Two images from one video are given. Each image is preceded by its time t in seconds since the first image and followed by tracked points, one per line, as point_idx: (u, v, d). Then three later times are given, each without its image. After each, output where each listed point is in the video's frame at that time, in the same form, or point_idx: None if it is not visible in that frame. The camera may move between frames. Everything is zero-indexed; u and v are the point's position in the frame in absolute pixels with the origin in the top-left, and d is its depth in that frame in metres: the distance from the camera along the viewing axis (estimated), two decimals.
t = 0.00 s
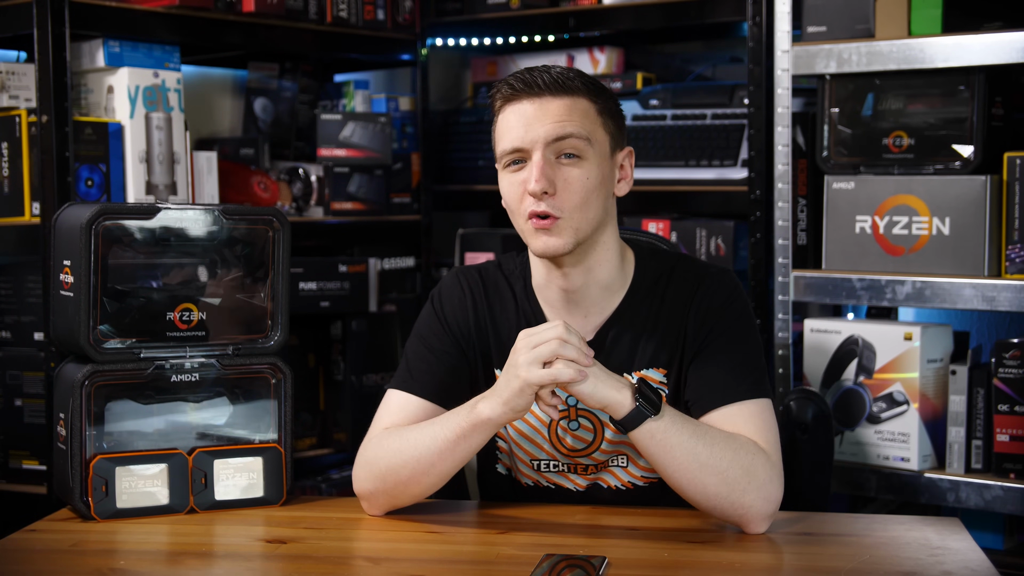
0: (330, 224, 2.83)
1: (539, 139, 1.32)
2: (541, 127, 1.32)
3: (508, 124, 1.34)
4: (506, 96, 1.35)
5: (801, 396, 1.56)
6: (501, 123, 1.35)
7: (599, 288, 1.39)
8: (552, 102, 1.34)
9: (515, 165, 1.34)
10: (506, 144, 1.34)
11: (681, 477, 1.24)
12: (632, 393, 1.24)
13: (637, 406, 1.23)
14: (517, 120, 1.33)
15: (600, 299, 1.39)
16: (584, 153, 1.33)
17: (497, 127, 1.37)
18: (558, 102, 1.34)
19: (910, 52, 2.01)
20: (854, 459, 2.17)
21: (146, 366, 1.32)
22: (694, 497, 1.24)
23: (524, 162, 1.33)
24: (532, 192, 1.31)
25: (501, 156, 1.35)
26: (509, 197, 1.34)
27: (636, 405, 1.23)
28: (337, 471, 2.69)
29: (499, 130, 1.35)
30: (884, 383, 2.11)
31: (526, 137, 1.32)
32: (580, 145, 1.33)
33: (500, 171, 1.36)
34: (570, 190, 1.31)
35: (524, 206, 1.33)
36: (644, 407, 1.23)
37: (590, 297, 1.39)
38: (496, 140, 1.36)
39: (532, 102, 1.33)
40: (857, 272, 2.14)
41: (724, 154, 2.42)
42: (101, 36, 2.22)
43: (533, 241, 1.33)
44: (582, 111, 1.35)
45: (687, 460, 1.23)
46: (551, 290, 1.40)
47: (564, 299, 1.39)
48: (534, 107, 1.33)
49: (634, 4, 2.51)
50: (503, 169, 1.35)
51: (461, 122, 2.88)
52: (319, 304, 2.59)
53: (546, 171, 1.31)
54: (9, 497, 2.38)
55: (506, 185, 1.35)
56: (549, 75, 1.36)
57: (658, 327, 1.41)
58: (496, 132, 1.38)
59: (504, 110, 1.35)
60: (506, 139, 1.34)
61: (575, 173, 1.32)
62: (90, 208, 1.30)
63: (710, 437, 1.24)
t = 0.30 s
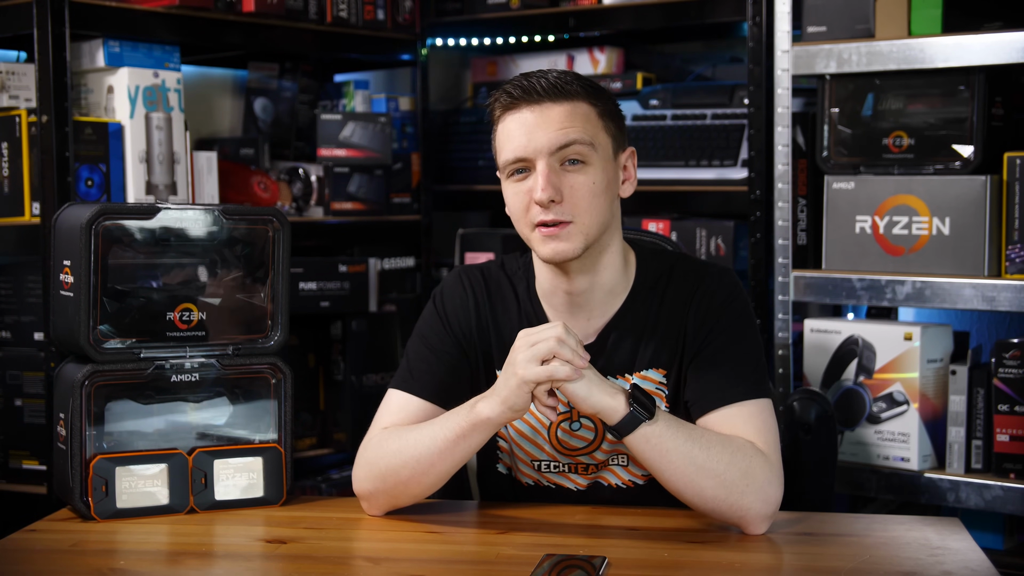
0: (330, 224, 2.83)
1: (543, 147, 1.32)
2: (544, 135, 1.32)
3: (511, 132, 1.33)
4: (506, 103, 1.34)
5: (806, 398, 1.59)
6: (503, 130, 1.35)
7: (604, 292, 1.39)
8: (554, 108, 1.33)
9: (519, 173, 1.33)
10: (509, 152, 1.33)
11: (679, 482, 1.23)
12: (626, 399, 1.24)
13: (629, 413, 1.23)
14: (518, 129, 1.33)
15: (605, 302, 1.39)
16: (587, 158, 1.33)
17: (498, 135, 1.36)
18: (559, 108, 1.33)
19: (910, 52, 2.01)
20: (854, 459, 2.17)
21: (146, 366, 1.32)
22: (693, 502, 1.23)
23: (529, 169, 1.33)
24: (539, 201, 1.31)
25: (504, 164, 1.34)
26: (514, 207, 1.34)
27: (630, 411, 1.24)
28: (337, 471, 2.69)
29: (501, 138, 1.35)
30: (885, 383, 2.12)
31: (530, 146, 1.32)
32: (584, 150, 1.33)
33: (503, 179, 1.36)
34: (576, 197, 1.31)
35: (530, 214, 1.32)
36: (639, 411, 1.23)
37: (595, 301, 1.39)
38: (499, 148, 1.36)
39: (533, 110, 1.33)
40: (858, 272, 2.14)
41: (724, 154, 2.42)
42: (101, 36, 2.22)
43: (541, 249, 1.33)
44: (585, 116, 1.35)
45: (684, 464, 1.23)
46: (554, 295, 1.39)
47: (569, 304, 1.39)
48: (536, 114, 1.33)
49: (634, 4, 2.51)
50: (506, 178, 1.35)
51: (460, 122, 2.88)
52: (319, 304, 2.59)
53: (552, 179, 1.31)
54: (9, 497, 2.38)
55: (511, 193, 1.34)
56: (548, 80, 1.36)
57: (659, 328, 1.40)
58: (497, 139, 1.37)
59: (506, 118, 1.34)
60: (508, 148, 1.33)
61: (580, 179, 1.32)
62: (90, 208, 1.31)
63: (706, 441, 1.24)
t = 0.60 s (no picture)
0: (330, 224, 2.83)
1: (578, 119, 1.36)
2: (578, 109, 1.36)
3: (542, 108, 1.37)
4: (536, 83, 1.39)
5: (788, 393, 1.55)
6: (530, 106, 1.38)
7: (602, 279, 1.40)
8: (581, 87, 1.39)
9: (547, 147, 1.37)
10: (542, 124, 1.37)
11: (644, 501, 1.20)
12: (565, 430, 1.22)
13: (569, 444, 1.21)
14: (549, 103, 1.37)
15: (604, 289, 1.41)
16: (611, 137, 1.38)
17: (520, 113, 1.40)
18: (586, 88, 1.39)
19: (910, 52, 2.01)
20: (854, 459, 2.17)
21: (146, 366, 1.32)
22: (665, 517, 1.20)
23: (559, 142, 1.37)
24: (577, 170, 1.34)
25: (533, 137, 1.37)
26: (547, 178, 1.36)
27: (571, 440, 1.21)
28: (337, 471, 2.69)
29: (528, 114, 1.38)
30: (884, 383, 2.12)
31: (565, 117, 1.36)
32: (610, 129, 1.38)
33: (529, 153, 1.38)
34: (608, 170, 1.35)
35: (564, 185, 1.35)
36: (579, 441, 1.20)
37: (591, 285, 1.40)
38: (526, 123, 1.38)
39: (561, 88, 1.38)
40: (857, 272, 2.14)
41: (724, 154, 2.42)
42: (101, 36, 2.22)
43: (571, 219, 1.34)
44: (608, 103, 1.41)
45: (642, 483, 1.20)
46: (554, 278, 1.40)
47: (569, 287, 1.40)
48: (564, 91, 1.38)
49: (634, 4, 2.51)
50: (536, 152, 1.37)
51: (461, 123, 2.88)
52: (319, 304, 2.59)
53: (586, 151, 1.35)
54: (9, 497, 2.37)
55: (541, 167, 1.37)
56: (569, 65, 1.42)
57: (649, 323, 1.40)
58: (518, 118, 1.40)
59: (534, 95, 1.38)
60: (538, 122, 1.37)
61: (607, 155, 1.37)
62: (90, 208, 1.31)
63: (657, 455, 1.21)
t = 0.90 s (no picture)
0: (330, 224, 2.83)
1: (583, 129, 1.35)
2: (584, 117, 1.35)
3: (549, 113, 1.36)
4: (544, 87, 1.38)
5: (787, 393, 1.57)
6: (536, 111, 1.37)
7: (601, 280, 1.40)
8: (590, 94, 1.37)
9: (551, 153, 1.36)
10: (546, 131, 1.36)
11: (654, 503, 1.21)
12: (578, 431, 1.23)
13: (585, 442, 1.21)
14: (556, 109, 1.36)
15: (603, 291, 1.41)
16: (617, 147, 1.37)
17: (526, 116, 1.39)
18: (596, 95, 1.37)
19: (910, 52, 2.01)
20: (854, 459, 2.17)
21: (146, 366, 1.32)
22: (677, 518, 1.21)
23: (563, 149, 1.36)
24: (577, 180, 1.33)
25: (536, 142, 1.37)
26: (547, 185, 1.36)
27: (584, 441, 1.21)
28: (337, 471, 2.69)
29: (533, 118, 1.37)
30: (884, 383, 2.12)
31: (570, 126, 1.35)
32: (616, 139, 1.36)
33: (531, 158, 1.38)
34: (609, 182, 1.35)
35: (563, 194, 1.35)
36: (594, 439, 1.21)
37: (589, 288, 1.40)
38: (530, 127, 1.38)
39: (569, 93, 1.37)
40: (858, 272, 2.14)
41: (724, 154, 2.42)
42: (101, 36, 2.22)
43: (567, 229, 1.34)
44: (617, 109, 1.39)
45: (654, 483, 1.20)
46: (553, 280, 1.40)
47: (568, 291, 1.40)
48: (573, 97, 1.36)
49: (634, 4, 2.51)
50: (539, 158, 1.37)
51: (461, 123, 2.88)
52: (319, 304, 2.59)
53: (589, 162, 1.34)
54: (9, 497, 2.37)
55: (543, 173, 1.36)
56: (581, 69, 1.40)
57: (650, 324, 1.40)
58: (525, 121, 1.39)
59: (541, 100, 1.37)
60: (543, 127, 1.36)
61: (610, 166, 1.36)
62: (90, 208, 1.31)
63: (668, 456, 1.22)
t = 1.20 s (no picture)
0: (330, 224, 2.83)
1: (596, 149, 1.30)
2: (597, 138, 1.30)
3: (560, 133, 1.32)
4: (555, 104, 1.33)
5: (788, 394, 1.58)
6: (547, 129, 1.33)
7: (613, 291, 1.40)
8: (603, 112, 1.32)
9: (562, 172, 1.33)
10: (557, 151, 1.32)
11: (684, 493, 1.19)
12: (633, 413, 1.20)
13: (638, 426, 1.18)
14: (567, 128, 1.31)
15: (614, 302, 1.40)
16: (631, 165, 1.32)
17: (537, 133, 1.34)
18: (609, 112, 1.32)
19: (910, 52, 2.01)
20: (854, 458, 2.17)
21: (146, 366, 1.32)
22: (701, 512, 1.19)
23: (575, 169, 1.32)
24: (589, 204, 1.30)
25: (547, 161, 1.33)
26: (558, 207, 1.32)
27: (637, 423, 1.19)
28: (337, 471, 2.69)
29: (544, 137, 1.33)
30: (884, 383, 2.12)
31: (582, 146, 1.31)
32: (630, 157, 1.32)
33: (542, 177, 1.34)
34: (623, 203, 1.31)
35: (575, 216, 1.32)
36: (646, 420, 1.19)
37: (598, 298, 1.40)
38: (541, 145, 1.34)
39: (581, 111, 1.32)
40: (858, 272, 2.14)
41: (724, 154, 2.42)
42: (101, 36, 2.22)
43: (578, 251, 1.32)
44: (632, 123, 1.35)
45: (691, 473, 1.19)
46: (563, 291, 1.40)
47: (578, 301, 1.40)
48: (585, 116, 1.31)
49: (634, 4, 2.51)
50: (550, 177, 1.33)
51: (461, 122, 2.88)
52: (319, 304, 2.59)
53: (601, 183, 1.30)
54: (9, 497, 2.37)
55: (554, 194, 1.33)
56: (593, 82, 1.34)
57: (661, 329, 1.40)
58: (536, 138, 1.35)
59: (551, 118, 1.33)
60: (554, 146, 1.32)
61: (624, 185, 1.32)
62: (90, 208, 1.31)
63: (710, 452, 1.21)
